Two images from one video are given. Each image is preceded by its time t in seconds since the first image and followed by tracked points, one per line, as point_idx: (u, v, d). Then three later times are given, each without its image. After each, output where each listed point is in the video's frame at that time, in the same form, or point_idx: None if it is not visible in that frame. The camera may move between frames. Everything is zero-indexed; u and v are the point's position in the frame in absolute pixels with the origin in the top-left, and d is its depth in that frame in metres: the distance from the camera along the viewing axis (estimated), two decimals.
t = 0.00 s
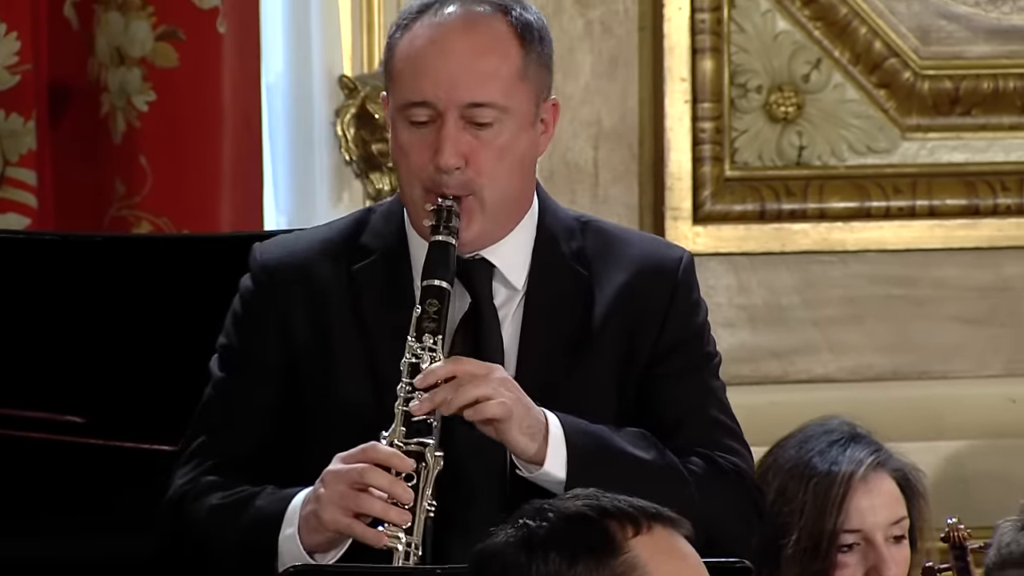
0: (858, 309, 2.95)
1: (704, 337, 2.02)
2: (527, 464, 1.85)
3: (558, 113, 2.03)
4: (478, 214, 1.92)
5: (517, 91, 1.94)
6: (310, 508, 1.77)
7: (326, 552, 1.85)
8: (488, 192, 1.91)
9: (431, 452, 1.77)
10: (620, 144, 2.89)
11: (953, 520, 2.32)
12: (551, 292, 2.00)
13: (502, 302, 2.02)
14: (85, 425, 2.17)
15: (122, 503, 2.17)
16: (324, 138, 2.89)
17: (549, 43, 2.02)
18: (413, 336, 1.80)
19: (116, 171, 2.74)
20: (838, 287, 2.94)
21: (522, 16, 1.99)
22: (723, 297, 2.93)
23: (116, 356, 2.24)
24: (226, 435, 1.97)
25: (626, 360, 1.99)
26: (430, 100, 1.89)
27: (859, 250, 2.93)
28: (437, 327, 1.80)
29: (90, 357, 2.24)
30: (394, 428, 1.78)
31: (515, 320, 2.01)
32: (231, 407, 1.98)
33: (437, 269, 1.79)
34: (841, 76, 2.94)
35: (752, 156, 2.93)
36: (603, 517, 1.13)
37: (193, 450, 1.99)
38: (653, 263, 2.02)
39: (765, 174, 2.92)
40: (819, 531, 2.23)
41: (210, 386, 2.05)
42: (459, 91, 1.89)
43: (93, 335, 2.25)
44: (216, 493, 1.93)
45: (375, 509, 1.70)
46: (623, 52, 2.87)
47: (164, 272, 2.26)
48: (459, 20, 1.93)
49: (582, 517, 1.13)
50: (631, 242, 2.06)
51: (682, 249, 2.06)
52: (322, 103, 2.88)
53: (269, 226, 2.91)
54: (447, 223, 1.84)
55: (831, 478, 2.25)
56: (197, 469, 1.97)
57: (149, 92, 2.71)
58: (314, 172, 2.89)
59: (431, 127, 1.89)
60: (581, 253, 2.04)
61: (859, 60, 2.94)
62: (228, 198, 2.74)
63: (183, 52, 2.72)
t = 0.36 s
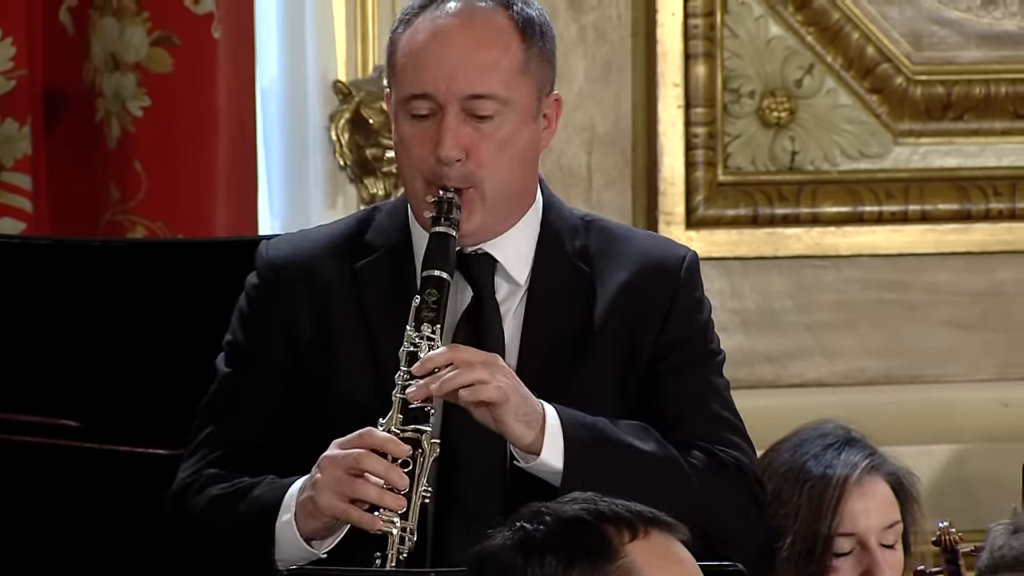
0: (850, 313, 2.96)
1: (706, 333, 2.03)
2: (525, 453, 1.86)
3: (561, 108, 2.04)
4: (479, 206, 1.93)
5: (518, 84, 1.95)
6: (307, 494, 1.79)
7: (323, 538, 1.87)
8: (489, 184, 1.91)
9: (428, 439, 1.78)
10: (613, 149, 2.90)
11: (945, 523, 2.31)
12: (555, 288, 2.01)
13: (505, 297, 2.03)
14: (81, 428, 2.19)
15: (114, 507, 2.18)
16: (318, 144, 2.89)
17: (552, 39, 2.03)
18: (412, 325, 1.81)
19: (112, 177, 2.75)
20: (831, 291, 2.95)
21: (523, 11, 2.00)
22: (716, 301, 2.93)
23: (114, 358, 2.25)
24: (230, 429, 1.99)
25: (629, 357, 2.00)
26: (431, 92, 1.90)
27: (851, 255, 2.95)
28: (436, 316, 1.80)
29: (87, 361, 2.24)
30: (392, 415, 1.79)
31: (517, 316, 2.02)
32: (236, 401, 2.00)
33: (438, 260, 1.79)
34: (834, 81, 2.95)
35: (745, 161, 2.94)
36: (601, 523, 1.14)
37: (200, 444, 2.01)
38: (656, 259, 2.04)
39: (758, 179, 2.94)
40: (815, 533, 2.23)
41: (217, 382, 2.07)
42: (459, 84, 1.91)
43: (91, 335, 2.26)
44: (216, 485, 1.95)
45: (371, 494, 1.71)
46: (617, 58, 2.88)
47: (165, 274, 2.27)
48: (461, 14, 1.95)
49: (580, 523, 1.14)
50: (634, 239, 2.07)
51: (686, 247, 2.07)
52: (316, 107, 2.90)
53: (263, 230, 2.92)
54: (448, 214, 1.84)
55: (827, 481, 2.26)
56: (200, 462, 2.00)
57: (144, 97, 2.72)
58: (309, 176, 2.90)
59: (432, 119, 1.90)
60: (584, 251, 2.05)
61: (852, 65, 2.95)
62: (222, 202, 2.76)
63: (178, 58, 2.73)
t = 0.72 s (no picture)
0: (847, 317, 2.99)
1: (711, 352, 2.04)
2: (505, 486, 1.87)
3: (561, 125, 2.07)
4: (475, 228, 1.96)
5: (514, 105, 1.98)
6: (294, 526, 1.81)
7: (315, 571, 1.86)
8: (484, 206, 1.95)
9: (411, 467, 1.79)
10: (613, 154, 2.93)
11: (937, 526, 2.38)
12: (558, 299, 2.05)
13: (505, 312, 2.07)
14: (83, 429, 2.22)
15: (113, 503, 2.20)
16: (320, 146, 2.92)
17: (550, 57, 2.06)
18: (402, 351, 1.84)
19: (116, 181, 2.77)
20: (829, 294, 2.98)
21: (522, 31, 2.03)
22: (715, 305, 2.96)
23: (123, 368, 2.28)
24: (239, 444, 2.03)
25: (629, 374, 2.02)
26: (425, 115, 1.92)
27: (848, 259, 2.98)
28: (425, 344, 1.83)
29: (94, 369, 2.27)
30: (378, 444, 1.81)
31: (516, 331, 2.07)
32: (245, 417, 2.04)
33: (429, 282, 1.82)
34: (831, 87, 2.98)
35: (743, 166, 2.97)
36: (601, 525, 1.18)
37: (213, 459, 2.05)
38: (657, 276, 2.05)
39: (756, 184, 2.96)
40: (812, 534, 2.26)
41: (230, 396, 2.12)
42: (453, 106, 1.92)
43: (105, 349, 2.28)
44: (224, 504, 1.98)
45: (351, 523, 1.73)
46: (617, 64, 2.91)
47: (175, 283, 2.30)
48: (458, 35, 1.97)
49: (583, 523, 1.18)
50: (639, 255, 2.09)
51: (692, 263, 2.08)
52: (319, 112, 2.92)
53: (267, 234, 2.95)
54: (441, 236, 1.88)
55: (824, 484, 2.29)
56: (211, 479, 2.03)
57: (148, 103, 2.75)
58: (312, 176, 2.93)
59: (427, 141, 1.93)
60: (590, 266, 2.09)
61: (849, 72, 2.98)
62: (226, 205, 2.78)
63: (182, 64, 2.76)
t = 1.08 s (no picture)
0: (844, 317, 3.02)
1: (712, 361, 2.08)
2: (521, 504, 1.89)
3: (570, 135, 2.11)
4: (493, 238, 1.99)
5: (531, 116, 2.01)
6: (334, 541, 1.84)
7: None
8: (504, 217, 1.98)
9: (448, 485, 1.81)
10: (612, 156, 2.96)
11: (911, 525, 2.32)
12: (563, 310, 2.08)
13: (513, 322, 2.10)
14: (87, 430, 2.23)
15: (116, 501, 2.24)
16: (323, 150, 2.96)
17: (560, 67, 2.10)
18: (431, 367, 1.87)
19: (121, 183, 2.81)
20: (825, 295, 3.02)
21: (534, 42, 2.06)
22: (712, 305, 3.00)
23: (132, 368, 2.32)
24: (249, 455, 2.05)
25: (634, 387, 2.06)
26: (446, 126, 1.96)
27: (844, 259, 3.01)
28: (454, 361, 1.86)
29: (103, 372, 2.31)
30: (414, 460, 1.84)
31: (523, 340, 2.09)
32: (252, 428, 2.06)
33: (454, 300, 1.84)
34: (827, 89, 3.02)
35: (740, 167, 3.01)
36: (601, 522, 1.19)
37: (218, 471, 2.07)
38: (660, 287, 2.09)
39: (753, 185, 3.00)
40: (813, 531, 2.30)
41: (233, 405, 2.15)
42: (474, 116, 1.96)
43: (105, 343, 2.32)
44: (240, 515, 2.01)
45: (396, 544, 1.77)
46: (616, 67, 2.95)
47: (181, 282, 2.35)
48: (474, 47, 2.01)
49: (583, 520, 1.19)
50: (642, 266, 2.13)
51: (691, 273, 2.12)
52: (322, 115, 2.96)
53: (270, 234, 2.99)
54: (464, 250, 1.90)
55: (824, 483, 2.33)
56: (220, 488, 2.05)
57: (153, 105, 2.79)
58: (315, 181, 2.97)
59: (448, 153, 1.96)
60: (592, 275, 2.12)
61: (845, 74, 3.01)
62: (230, 206, 2.82)
63: (186, 66, 2.79)
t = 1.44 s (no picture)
0: (840, 316, 3.07)
1: (698, 360, 2.13)
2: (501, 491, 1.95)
3: (557, 138, 2.16)
4: (477, 234, 2.03)
5: (514, 115, 2.06)
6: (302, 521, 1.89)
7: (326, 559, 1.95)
8: (486, 213, 2.02)
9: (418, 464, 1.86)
10: (611, 157, 3.00)
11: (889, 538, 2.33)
12: (551, 309, 2.13)
13: (501, 321, 2.14)
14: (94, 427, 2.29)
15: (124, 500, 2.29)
16: (326, 152, 3.00)
17: (546, 71, 2.14)
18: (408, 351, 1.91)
19: (128, 183, 2.85)
20: (821, 293, 3.06)
21: (520, 45, 2.11)
22: (711, 304, 3.04)
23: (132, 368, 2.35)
24: (245, 452, 2.11)
25: (620, 379, 2.11)
26: (429, 123, 2.00)
27: (840, 258, 3.06)
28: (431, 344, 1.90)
29: (106, 372, 2.34)
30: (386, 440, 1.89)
31: (512, 338, 2.14)
32: (248, 426, 2.11)
33: (433, 287, 1.89)
34: (824, 91, 3.06)
35: (738, 168, 3.05)
36: (604, 517, 1.24)
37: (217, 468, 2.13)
38: (648, 286, 2.14)
39: (751, 185, 3.04)
40: (832, 520, 2.35)
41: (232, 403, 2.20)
42: (456, 113, 2.01)
43: (111, 343, 2.35)
44: (231, 510, 2.06)
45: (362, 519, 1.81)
46: (616, 69, 2.99)
47: (182, 279, 2.37)
48: (459, 48, 2.06)
49: (587, 516, 1.24)
50: (630, 265, 2.18)
51: (679, 274, 2.17)
52: (325, 118, 3.00)
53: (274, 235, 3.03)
54: (445, 242, 1.94)
55: (843, 472, 2.39)
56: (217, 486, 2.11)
57: (159, 107, 2.83)
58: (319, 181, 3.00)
59: (431, 150, 2.00)
60: (580, 274, 2.17)
61: (841, 76, 3.06)
62: (235, 206, 2.86)
63: (192, 68, 2.83)
